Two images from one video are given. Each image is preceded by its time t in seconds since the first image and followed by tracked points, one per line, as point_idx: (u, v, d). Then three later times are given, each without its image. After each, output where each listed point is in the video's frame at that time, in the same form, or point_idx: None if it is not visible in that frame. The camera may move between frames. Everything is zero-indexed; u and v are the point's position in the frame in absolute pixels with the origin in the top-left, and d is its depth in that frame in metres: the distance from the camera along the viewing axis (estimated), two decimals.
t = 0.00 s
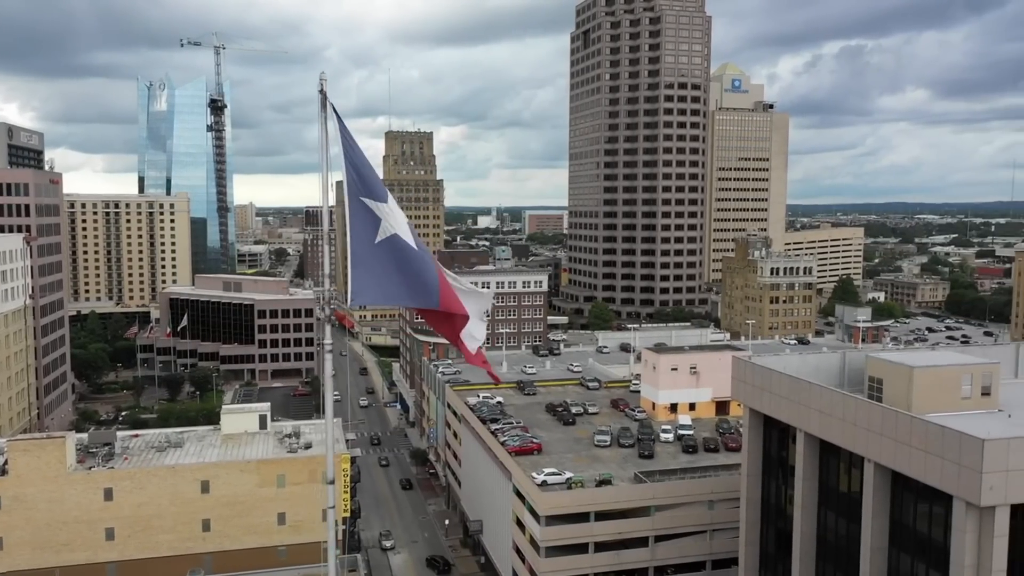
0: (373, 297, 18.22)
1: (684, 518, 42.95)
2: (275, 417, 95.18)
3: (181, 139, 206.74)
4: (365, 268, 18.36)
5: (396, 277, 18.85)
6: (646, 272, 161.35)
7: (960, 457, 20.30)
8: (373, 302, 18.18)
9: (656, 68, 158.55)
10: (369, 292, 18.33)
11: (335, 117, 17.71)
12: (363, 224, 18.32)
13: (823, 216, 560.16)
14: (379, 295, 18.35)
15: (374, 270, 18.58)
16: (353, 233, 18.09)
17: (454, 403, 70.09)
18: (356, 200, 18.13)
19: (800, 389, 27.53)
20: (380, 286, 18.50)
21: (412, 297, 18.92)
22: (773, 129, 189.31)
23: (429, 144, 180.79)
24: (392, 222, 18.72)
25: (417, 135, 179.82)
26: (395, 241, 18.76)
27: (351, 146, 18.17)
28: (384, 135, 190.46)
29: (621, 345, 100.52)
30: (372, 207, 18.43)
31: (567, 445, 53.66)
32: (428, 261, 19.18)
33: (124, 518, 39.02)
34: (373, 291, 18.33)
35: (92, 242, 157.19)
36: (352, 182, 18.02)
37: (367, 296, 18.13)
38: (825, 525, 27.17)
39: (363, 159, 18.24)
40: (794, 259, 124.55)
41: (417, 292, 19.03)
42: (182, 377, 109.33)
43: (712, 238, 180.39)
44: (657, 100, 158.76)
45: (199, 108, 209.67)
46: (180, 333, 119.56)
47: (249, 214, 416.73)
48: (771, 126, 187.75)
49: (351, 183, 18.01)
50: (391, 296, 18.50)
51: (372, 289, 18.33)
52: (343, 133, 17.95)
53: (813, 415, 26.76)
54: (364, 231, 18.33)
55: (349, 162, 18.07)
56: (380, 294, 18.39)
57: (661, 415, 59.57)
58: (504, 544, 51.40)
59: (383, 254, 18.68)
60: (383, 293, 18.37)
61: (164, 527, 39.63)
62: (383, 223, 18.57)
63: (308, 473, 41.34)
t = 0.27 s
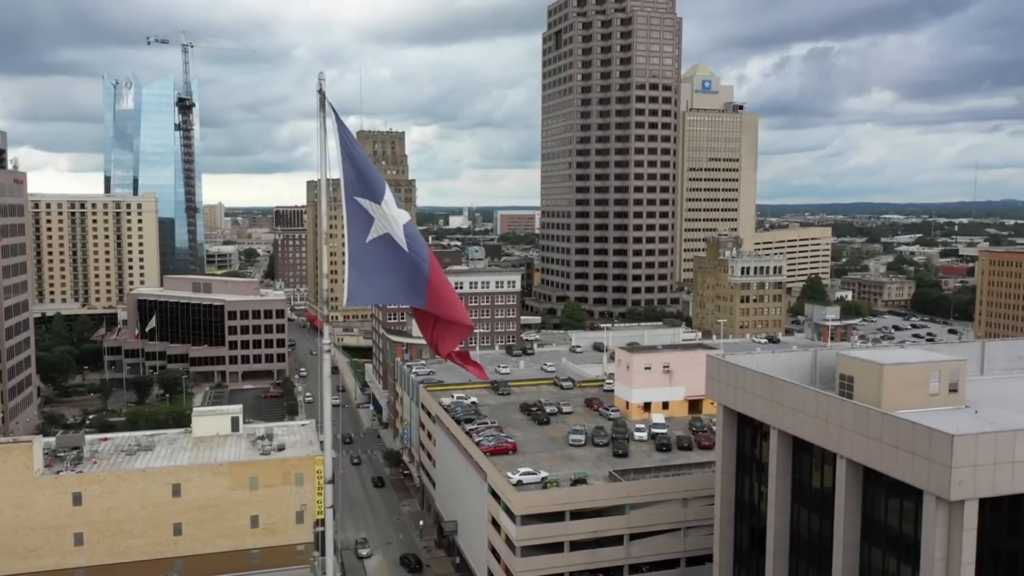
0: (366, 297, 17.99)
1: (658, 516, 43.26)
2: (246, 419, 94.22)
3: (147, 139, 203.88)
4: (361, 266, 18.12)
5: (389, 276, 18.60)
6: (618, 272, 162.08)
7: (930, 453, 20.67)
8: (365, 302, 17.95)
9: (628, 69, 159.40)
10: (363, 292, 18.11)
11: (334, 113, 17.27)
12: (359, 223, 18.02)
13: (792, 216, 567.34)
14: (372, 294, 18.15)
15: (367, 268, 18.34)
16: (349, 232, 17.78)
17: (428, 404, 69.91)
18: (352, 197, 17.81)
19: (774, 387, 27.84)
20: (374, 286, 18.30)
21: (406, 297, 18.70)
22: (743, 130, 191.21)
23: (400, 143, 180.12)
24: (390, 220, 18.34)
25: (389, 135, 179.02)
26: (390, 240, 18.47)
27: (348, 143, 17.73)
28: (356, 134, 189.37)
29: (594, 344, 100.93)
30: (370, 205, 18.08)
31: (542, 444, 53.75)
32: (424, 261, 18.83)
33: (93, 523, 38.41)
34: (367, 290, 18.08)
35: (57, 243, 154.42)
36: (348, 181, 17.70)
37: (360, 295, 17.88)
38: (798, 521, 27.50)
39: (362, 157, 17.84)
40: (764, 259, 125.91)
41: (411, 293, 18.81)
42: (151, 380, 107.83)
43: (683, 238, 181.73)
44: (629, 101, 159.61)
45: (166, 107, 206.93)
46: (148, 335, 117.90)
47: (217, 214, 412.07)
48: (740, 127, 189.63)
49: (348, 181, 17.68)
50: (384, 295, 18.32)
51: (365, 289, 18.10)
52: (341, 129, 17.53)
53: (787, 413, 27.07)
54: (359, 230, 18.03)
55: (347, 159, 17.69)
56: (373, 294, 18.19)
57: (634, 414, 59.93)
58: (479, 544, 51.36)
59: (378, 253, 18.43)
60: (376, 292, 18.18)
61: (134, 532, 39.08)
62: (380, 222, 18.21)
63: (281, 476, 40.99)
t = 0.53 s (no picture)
0: (360, 296, 17.80)
1: (635, 514, 43.51)
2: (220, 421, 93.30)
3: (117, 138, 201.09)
4: (355, 266, 17.95)
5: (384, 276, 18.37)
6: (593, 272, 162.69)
7: (904, 449, 20.99)
8: (360, 301, 17.80)
9: (602, 69, 160.07)
10: (357, 292, 17.93)
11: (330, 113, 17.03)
12: (351, 223, 17.82)
13: (765, 216, 572.65)
14: (366, 293, 17.93)
15: (363, 269, 18.15)
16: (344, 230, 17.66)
17: (405, 404, 69.72)
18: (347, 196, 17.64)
19: (751, 386, 28.12)
20: (369, 285, 18.12)
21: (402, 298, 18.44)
22: (716, 130, 192.72)
23: (375, 143, 179.42)
24: (384, 222, 18.12)
25: (364, 135, 178.17)
26: (384, 239, 18.24)
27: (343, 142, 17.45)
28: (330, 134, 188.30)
29: (570, 344, 101.21)
30: (363, 205, 17.91)
31: (520, 444, 53.81)
32: (420, 263, 18.50)
33: (65, 527, 37.90)
34: (361, 290, 17.90)
35: (25, 243, 151.92)
36: (341, 180, 17.54)
37: (355, 294, 17.73)
38: (774, 518, 27.79)
39: (355, 156, 17.58)
40: (737, 258, 127.04)
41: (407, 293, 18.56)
42: (123, 382, 106.39)
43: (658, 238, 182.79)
44: (603, 101, 160.28)
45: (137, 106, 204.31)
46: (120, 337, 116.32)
47: (189, 214, 407.69)
48: (714, 128, 191.13)
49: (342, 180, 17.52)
50: (379, 295, 18.10)
51: (359, 289, 17.91)
52: (338, 129, 17.28)
53: (764, 410, 27.32)
54: (354, 229, 17.84)
55: (340, 158, 17.47)
56: (368, 294, 17.98)
57: (611, 413, 60.20)
58: (457, 544, 51.31)
59: (371, 253, 18.22)
60: (370, 291, 17.95)
61: (107, 536, 38.60)
62: (374, 222, 18.00)
63: (257, 478, 40.64)
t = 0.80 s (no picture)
0: (354, 297, 17.70)
1: (613, 513, 43.69)
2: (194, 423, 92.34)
3: (86, 137, 198.22)
4: (351, 267, 17.83)
5: (379, 277, 18.23)
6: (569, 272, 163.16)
7: (880, 445, 21.29)
8: (354, 302, 17.68)
9: (577, 70, 160.53)
10: (352, 293, 17.80)
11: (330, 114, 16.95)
12: (348, 224, 17.74)
13: (739, 216, 578.11)
14: (360, 295, 17.81)
15: (358, 271, 18.03)
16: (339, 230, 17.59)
17: (382, 405, 69.44)
18: (343, 196, 17.57)
19: (729, 384, 28.35)
20: (364, 286, 17.99)
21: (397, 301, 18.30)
22: (690, 131, 194.05)
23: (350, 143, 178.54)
24: (381, 224, 17.95)
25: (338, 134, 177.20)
26: (381, 241, 18.10)
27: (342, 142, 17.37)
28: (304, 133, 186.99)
29: (547, 343, 101.38)
30: (360, 206, 17.77)
31: (498, 444, 53.81)
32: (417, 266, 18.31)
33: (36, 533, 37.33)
34: (356, 291, 17.78)
35: None
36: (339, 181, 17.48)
37: (348, 295, 17.63)
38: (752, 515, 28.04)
39: (353, 157, 17.47)
40: (712, 257, 128.04)
41: (402, 295, 18.38)
42: (93, 385, 104.86)
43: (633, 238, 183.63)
44: (578, 101, 160.77)
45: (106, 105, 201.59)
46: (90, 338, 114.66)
47: (160, 215, 403.46)
48: (688, 128, 192.44)
49: (340, 181, 17.45)
50: (373, 297, 17.96)
51: (353, 290, 17.80)
52: (338, 130, 17.19)
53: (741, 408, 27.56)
54: (351, 229, 17.74)
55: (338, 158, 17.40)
56: (362, 295, 17.85)
57: (588, 413, 60.38)
58: (436, 544, 51.21)
59: (367, 255, 18.10)
60: (364, 293, 17.82)
61: (79, 541, 38.05)
62: (371, 223, 17.86)
63: (233, 480, 40.31)
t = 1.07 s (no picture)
0: (354, 298, 17.70)
1: (597, 511, 43.84)
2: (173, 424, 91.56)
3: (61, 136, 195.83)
4: (352, 267, 17.81)
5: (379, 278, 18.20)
6: (550, 271, 163.56)
7: (861, 442, 21.53)
8: (353, 303, 17.70)
9: (557, 69, 160.81)
10: (352, 294, 17.79)
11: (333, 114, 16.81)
12: (348, 224, 17.65)
13: (718, 217, 581.86)
14: (360, 296, 17.81)
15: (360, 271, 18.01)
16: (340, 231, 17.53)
17: (364, 405, 69.22)
18: (344, 198, 17.48)
19: (712, 382, 28.50)
20: (364, 288, 17.97)
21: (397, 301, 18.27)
22: (670, 131, 195.13)
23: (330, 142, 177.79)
24: (383, 225, 17.83)
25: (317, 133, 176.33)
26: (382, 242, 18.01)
27: (345, 141, 17.20)
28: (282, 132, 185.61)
29: (528, 343, 101.56)
30: (359, 207, 17.68)
31: (480, 443, 53.81)
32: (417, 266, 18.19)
33: (14, 536, 36.94)
34: (356, 292, 17.75)
35: None
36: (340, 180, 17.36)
37: (348, 297, 17.62)
38: (735, 512, 28.27)
39: (355, 158, 17.31)
40: (692, 257, 128.82)
41: (403, 296, 18.33)
42: (70, 386, 103.69)
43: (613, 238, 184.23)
44: (559, 101, 161.10)
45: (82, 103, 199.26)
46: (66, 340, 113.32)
47: (137, 215, 399.66)
48: (668, 128, 193.45)
49: (341, 182, 17.33)
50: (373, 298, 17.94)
51: (354, 291, 17.77)
52: (339, 130, 17.08)
53: (723, 407, 27.76)
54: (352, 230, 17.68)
55: (340, 157, 17.26)
56: (362, 296, 17.84)
57: (571, 412, 60.53)
58: (419, 544, 51.17)
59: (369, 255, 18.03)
60: (365, 295, 17.81)
61: (58, 544, 37.68)
62: (373, 224, 17.76)
63: (214, 481, 40.04)
